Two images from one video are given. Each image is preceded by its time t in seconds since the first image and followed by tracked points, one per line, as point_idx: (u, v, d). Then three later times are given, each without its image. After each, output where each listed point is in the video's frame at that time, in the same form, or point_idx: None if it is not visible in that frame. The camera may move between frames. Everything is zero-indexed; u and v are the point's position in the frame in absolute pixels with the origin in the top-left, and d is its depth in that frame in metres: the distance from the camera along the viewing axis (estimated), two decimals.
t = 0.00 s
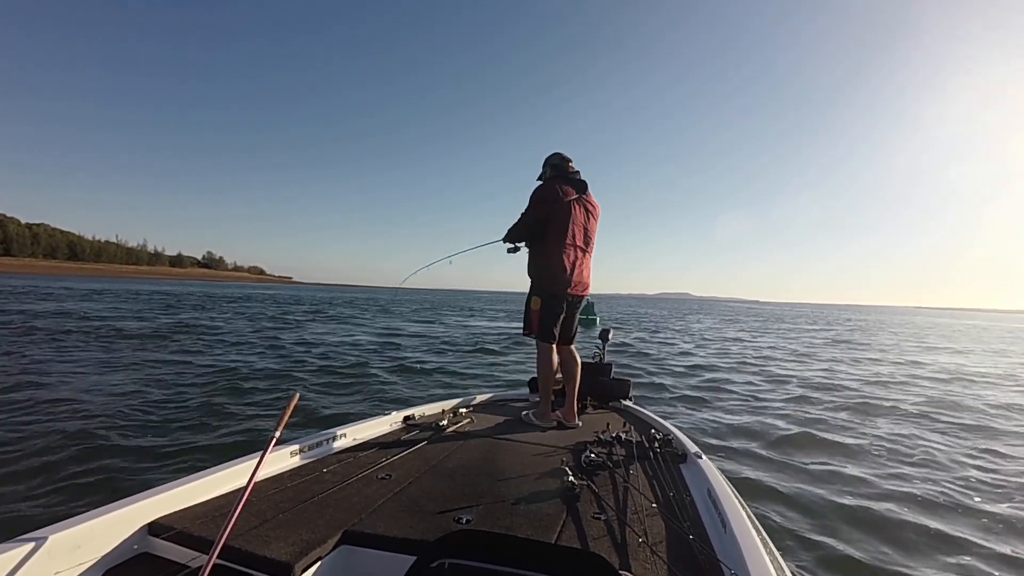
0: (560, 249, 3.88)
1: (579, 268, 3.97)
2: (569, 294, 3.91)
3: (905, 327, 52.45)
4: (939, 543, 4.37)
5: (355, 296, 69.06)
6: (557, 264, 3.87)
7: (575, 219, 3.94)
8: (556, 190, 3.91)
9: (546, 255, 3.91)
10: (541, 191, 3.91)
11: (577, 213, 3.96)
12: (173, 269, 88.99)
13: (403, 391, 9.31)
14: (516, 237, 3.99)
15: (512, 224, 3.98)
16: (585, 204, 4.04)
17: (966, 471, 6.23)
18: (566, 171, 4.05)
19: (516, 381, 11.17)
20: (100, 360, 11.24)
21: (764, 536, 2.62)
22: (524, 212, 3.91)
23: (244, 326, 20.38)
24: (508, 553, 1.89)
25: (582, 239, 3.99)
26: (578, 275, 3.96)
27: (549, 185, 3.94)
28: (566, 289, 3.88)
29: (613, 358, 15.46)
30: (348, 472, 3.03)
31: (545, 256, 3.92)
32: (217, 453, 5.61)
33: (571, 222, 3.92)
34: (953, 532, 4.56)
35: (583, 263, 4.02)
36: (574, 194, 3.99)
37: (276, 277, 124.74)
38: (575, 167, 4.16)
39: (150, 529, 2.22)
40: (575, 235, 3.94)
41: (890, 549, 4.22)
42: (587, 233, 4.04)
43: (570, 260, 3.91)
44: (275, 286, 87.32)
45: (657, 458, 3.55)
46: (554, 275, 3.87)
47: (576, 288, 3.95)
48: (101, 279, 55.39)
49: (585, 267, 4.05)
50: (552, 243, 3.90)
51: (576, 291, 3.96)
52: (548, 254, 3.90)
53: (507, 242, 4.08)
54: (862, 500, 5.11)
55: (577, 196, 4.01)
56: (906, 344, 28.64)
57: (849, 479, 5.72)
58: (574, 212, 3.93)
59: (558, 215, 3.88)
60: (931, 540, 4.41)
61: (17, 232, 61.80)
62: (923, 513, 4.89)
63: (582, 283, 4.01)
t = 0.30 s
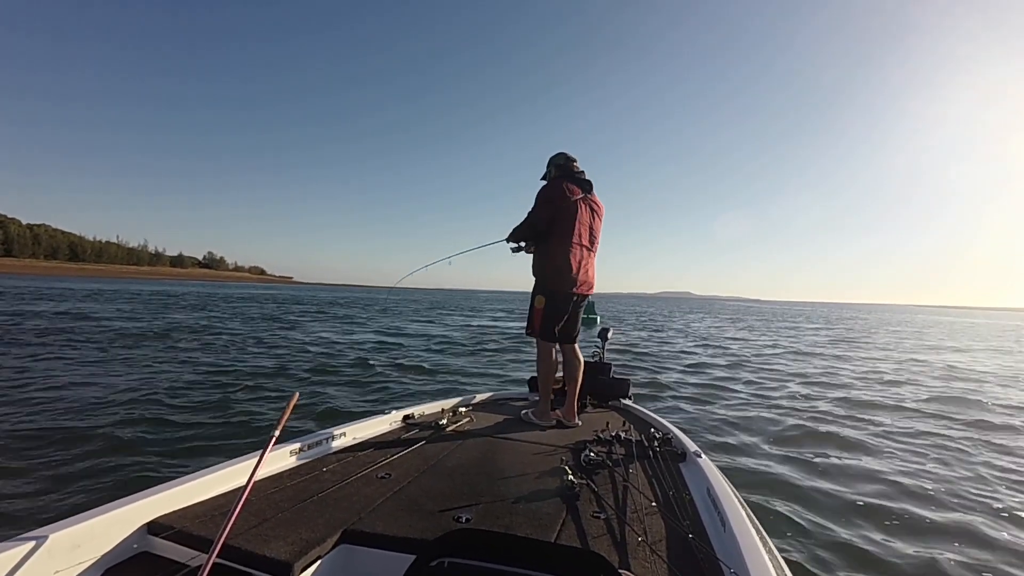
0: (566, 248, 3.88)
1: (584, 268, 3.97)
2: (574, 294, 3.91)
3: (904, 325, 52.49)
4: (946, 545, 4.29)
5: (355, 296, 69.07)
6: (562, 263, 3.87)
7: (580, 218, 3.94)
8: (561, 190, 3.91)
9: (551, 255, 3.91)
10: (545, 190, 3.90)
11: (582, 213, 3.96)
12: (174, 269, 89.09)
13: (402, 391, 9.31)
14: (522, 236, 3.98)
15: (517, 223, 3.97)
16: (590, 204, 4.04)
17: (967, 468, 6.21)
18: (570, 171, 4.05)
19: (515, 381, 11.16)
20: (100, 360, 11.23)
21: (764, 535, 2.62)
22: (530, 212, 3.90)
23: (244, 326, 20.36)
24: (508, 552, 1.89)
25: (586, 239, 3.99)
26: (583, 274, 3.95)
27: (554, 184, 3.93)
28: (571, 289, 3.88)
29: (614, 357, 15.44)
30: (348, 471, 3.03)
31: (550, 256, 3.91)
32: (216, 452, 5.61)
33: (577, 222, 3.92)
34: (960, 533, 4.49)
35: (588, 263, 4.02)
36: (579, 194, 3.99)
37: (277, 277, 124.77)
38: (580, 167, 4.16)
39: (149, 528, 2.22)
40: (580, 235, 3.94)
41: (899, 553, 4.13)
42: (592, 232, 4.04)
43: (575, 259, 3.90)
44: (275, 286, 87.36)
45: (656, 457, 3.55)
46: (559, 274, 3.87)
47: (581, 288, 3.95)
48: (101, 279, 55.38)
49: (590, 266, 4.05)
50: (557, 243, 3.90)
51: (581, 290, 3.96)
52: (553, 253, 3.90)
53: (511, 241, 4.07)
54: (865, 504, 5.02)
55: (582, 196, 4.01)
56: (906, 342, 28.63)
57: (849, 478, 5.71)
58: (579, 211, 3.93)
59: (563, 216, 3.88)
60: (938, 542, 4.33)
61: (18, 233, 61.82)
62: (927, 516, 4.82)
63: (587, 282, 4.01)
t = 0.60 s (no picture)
0: (569, 248, 3.88)
1: (587, 267, 3.96)
2: (577, 293, 3.90)
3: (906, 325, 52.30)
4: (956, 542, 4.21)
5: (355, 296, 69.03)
6: (566, 262, 3.87)
7: (583, 217, 3.94)
8: (565, 189, 3.90)
9: (554, 254, 3.90)
10: (550, 189, 3.89)
11: (585, 212, 3.95)
12: (174, 269, 89.14)
13: (402, 390, 9.31)
14: (525, 235, 3.97)
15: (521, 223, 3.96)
16: (593, 204, 4.04)
17: (967, 467, 6.20)
18: (573, 171, 4.05)
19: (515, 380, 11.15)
20: (100, 358, 11.25)
21: (764, 534, 2.62)
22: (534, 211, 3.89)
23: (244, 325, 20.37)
24: (508, 551, 1.89)
25: (589, 239, 4.00)
26: (586, 274, 3.95)
27: (558, 183, 3.92)
28: (574, 288, 3.88)
29: (614, 357, 15.43)
30: (348, 469, 3.03)
31: (554, 255, 3.91)
32: (215, 451, 5.61)
33: (580, 221, 3.92)
34: (965, 530, 4.43)
35: (591, 262, 4.02)
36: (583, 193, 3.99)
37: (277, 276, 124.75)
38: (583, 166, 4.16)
39: (149, 527, 2.23)
40: (584, 234, 3.94)
41: (905, 549, 4.06)
42: (595, 232, 4.04)
43: (578, 258, 3.90)
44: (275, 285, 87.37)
45: (656, 456, 3.54)
46: (562, 273, 3.86)
47: (584, 287, 3.94)
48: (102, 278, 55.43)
49: (593, 266, 4.05)
50: (561, 243, 3.89)
51: (584, 290, 3.95)
52: (556, 253, 3.89)
53: (514, 240, 4.06)
54: (869, 501, 4.97)
55: (585, 195, 4.00)
56: (906, 342, 28.61)
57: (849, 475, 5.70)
58: (582, 211, 3.93)
59: (567, 215, 3.88)
60: (945, 537, 4.27)
61: (19, 231, 61.85)
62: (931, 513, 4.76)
63: (590, 282, 4.00)
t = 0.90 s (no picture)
0: (572, 247, 3.88)
1: (590, 266, 3.96)
2: (580, 292, 3.90)
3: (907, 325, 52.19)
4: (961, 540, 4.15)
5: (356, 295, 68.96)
6: (569, 261, 3.87)
7: (586, 216, 3.94)
8: (569, 188, 3.89)
9: (557, 253, 3.90)
10: (553, 189, 3.89)
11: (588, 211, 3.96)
12: (175, 268, 89.15)
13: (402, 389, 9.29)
14: (528, 234, 3.97)
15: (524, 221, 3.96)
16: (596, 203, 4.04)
17: (968, 465, 6.18)
18: (576, 170, 4.05)
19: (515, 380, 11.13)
20: (100, 357, 11.25)
21: (762, 532, 2.63)
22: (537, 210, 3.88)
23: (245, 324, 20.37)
24: (508, 549, 1.88)
25: (593, 238, 4.00)
26: (589, 272, 3.96)
27: (562, 182, 3.92)
28: (578, 287, 3.88)
29: (614, 356, 15.41)
30: (348, 468, 3.04)
31: (557, 254, 3.90)
32: (215, 449, 5.61)
33: (583, 220, 3.92)
34: (967, 526, 4.41)
35: (594, 261, 4.02)
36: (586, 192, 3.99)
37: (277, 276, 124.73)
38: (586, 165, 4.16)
39: (148, 526, 2.23)
40: (587, 233, 3.94)
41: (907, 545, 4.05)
42: (597, 231, 4.04)
43: (581, 257, 3.89)
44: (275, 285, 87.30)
45: (655, 454, 3.55)
46: (565, 272, 3.86)
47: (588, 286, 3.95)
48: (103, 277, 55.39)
49: (596, 265, 4.05)
50: (564, 242, 3.89)
51: (587, 288, 3.95)
52: (560, 252, 3.89)
53: (517, 239, 4.05)
54: (867, 497, 4.97)
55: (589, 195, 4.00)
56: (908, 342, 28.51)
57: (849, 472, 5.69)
58: (585, 210, 3.93)
59: (570, 214, 3.88)
60: (946, 533, 4.26)
61: (19, 231, 61.82)
62: (935, 510, 4.73)
63: (593, 281, 4.01)
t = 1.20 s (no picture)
0: (574, 246, 3.88)
1: (592, 265, 3.97)
2: (582, 291, 3.90)
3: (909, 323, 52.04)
4: (969, 537, 4.13)
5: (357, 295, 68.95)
6: (570, 260, 3.87)
7: (588, 216, 3.94)
8: (570, 187, 3.89)
9: (559, 252, 3.90)
10: (555, 188, 3.89)
11: (589, 211, 3.95)
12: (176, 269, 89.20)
13: (402, 388, 9.28)
14: (529, 233, 3.97)
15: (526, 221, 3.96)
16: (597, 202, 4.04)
17: (969, 463, 6.16)
18: (577, 169, 4.05)
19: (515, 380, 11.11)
20: (100, 358, 11.26)
21: (762, 530, 2.62)
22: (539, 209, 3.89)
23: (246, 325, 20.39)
24: (508, 548, 1.88)
25: (594, 237, 4.00)
26: (591, 271, 3.96)
27: (563, 182, 3.92)
28: (579, 286, 3.88)
29: (615, 355, 15.38)
30: (347, 467, 3.04)
31: (559, 253, 3.91)
32: (215, 449, 5.61)
33: (584, 220, 3.92)
34: (968, 521, 4.42)
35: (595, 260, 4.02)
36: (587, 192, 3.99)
37: (278, 276, 124.74)
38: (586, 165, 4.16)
39: (148, 525, 2.23)
40: (588, 233, 3.94)
41: (907, 539, 4.06)
42: (598, 230, 4.04)
43: (583, 257, 3.89)
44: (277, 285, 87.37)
45: (655, 454, 3.54)
46: (567, 271, 3.86)
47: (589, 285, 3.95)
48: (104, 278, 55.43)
49: (597, 263, 4.05)
50: (565, 242, 3.90)
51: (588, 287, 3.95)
52: (561, 251, 3.89)
53: (518, 238, 4.05)
54: (868, 493, 4.98)
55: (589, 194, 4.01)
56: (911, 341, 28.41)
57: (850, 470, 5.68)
58: (586, 209, 3.93)
59: (572, 213, 3.88)
60: (947, 528, 4.26)
61: (20, 232, 61.83)
62: (938, 507, 4.71)
63: (594, 280, 4.01)
